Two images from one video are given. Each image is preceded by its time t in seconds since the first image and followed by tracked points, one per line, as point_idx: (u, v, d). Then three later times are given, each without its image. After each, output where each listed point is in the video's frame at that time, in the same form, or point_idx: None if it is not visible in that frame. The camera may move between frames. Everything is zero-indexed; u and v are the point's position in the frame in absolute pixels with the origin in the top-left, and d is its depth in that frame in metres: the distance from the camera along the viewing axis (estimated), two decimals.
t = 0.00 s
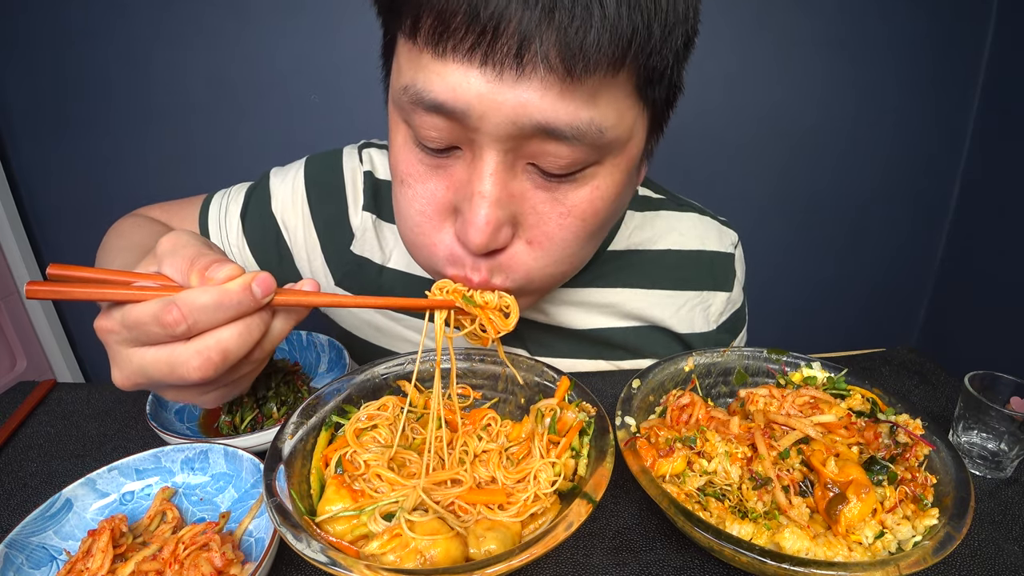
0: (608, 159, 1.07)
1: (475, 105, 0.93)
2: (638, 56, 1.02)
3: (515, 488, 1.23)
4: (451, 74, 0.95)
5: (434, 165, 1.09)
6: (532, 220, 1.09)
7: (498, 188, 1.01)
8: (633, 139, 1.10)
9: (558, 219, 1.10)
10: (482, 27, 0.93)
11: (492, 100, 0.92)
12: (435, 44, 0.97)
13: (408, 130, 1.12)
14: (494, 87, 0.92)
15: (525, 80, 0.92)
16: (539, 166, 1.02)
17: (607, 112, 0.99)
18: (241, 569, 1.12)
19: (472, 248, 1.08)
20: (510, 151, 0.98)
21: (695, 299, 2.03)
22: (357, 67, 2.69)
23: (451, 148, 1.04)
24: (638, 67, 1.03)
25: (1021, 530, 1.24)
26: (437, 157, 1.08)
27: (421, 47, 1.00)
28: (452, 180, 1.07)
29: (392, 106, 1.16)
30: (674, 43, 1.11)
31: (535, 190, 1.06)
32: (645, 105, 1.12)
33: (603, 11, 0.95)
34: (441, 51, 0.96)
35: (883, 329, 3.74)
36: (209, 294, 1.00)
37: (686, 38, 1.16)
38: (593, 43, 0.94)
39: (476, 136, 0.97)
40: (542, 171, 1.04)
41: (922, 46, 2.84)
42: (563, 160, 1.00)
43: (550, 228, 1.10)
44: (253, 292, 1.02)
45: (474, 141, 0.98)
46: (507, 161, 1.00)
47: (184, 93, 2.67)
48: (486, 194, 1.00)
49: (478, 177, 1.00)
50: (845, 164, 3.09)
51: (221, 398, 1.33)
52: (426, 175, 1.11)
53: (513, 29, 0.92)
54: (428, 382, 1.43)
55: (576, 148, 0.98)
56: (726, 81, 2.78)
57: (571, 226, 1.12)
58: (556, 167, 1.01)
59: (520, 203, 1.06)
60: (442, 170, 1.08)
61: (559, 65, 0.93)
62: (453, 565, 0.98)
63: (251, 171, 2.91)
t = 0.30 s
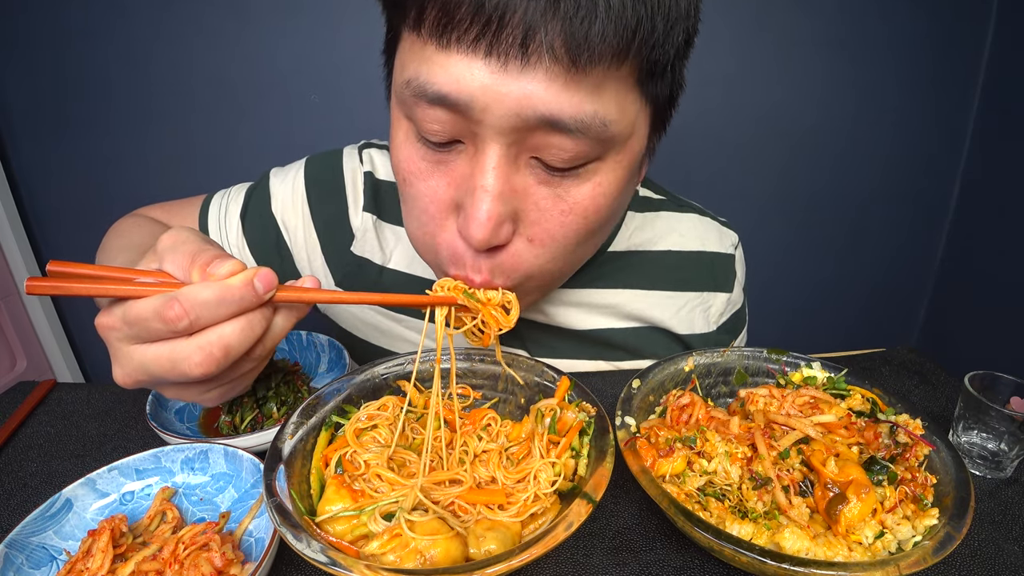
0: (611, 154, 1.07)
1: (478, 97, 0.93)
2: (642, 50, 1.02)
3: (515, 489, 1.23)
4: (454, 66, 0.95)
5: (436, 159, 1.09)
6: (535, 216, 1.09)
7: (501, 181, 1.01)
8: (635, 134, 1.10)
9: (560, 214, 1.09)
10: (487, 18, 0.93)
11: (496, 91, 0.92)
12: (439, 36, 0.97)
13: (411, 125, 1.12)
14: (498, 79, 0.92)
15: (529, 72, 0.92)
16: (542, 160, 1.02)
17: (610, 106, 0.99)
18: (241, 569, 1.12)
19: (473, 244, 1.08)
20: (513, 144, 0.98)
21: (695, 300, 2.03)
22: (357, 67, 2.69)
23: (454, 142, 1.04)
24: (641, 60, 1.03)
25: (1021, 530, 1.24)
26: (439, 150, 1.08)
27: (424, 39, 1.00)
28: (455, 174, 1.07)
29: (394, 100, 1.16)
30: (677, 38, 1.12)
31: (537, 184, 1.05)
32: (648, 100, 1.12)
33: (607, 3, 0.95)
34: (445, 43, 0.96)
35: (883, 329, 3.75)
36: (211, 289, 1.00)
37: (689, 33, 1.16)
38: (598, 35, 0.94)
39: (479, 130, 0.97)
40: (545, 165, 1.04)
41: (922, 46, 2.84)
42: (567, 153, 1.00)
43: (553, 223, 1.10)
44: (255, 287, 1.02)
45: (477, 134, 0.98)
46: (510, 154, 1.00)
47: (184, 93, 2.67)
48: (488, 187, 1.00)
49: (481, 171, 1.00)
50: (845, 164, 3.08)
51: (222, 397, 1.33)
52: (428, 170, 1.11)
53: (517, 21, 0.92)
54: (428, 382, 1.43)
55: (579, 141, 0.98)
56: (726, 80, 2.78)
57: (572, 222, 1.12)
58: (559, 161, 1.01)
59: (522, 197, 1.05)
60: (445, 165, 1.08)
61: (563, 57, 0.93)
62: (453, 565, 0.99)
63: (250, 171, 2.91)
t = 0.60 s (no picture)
0: (612, 156, 1.07)
1: (479, 101, 0.93)
2: (644, 53, 1.02)
3: (515, 488, 1.23)
4: (455, 70, 0.95)
5: (436, 162, 1.09)
6: (537, 218, 1.09)
7: (502, 184, 1.01)
8: (637, 137, 1.10)
9: (562, 217, 1.10)
10: (488, 22, 0.93)
11: (497, 95, 0.92)
12: (439, 39, 0.97)
13: (411, 127, 1.12)
14: (498, 82, 0.92)
15: (530, 76, 0.92)
16: (543, 163, 1.02)
17: (611, 109, 0.99)
18: (241, 569, 1.12)
19: (475, 246, 1.08)
20: (514, 147, 0.98)
21: (695, 301, 2.03)
22: (357, 67, 2.69)
23: (455, 144, 1.04)
24: (643, 64, 1.03)
25: (1021, 530, 1.24)
26: (440, 153, 1.08)
27: (425, 43, 0.99)
28: (455, 177, 1.07)
29: (394, 102, 1.16)
30: (679, 41, 1.12)
31: (539, 187, 1.05)
32: (650, 103, 1.12)
33: (609, 7, 0.95)
34: (446, 46, 0.96)
35: (883, 329, 3.75)
36: (208, 291, 1.00)
37: (691, 35, 1.16)
38: (600, 38, 0.94)
39: (480, 133, 0.97)
40: (546, 168, 1.04)
41: (922, 46, 2.84)
42: (568, 156, 1.00)
43: (554, 226, 1.10)
44: (252, 289, 1.02)
45: (478, 137, 0.98)
46: (511, 157, 1.00)
47: (184, 93, 2.67)
48: (490, 190, 1.00)
49: (482, 173, 1.01)
50: (845, 164, 3.08)
51: (220, 398, 1.33)
52: (429, 172, 1.11)
53: (519, 25, 0.92)
54: (428, 382, 1.43)
55: (580, 144, 0.98)
56: (726, 81, 2.78)
57: (574, 224, 1.12)
58: (560, 164, 1.01)
59: (523, 200, 1.06)
60: (445, 167, 1.08)
61: (565, 61, 0.93)
62: (453, 565, 0.99)
63: (250, 171, 2.91)
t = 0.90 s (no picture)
0: (619, 163, 1.08)
1: (489, 108, 0.93)
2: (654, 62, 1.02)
3: (515, 488, 1.23)
4: (464, 77, 0.94)
5: (443, 167, 1.09)
6: (543, 223, 1.09)
7: (509, 192, 1.01)
8: (644, 143, 1.10)
9: (568, 223, 1.10)
10: (500, 30, 0.92)
11: (507, 102, 0.92)
12: (450, 46, 0.96)
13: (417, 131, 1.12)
14: (508, 90, 0.92)
15: (540, 84, 0.92)
16: (551, 169, 1.02)
17: (620, 118, 0.99)
18: (241, 569, 1.12)
19: (481, 251, 1.08)
20: (522, 154, 0.98)
21: (695, 302, 2.03)
22: (357, 67, 2.69)
23: (462, 150, 1.04)
24: (653, 72, 1.03)
25: (1021, 530, 1.24)
26: (447, 158, 1.08)
27: (434, 48, 0.99)
28: (462, 182, 1.07)
29: (400, 105, 1.16)
30: (689, 48, 1.11)
31: (546, 193, 1.06)
32: (658, 109, 1.12)
33: (622, 16, 0.95)
34: (456, 53, 0.96)
35: (883, 329, 3.75)
36: (210, 291, 1.00)
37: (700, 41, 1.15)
38: (611, 48, 0.93)
39: (488, 139, 0.97)
40: (554, 174, 1.04)
41: (922, 46, 2.84)
42: (576, 164, 1.00)
43: (561, 232, 1.11)
44: (254, 289, 1.02)
45: (486, 144, 0.98)
46: (519, 164, 1.00)
47: (184, 93, 2.67)
48: (497, 197, 1.00)
49: (490, 180, 1.00)
50: (845, 164, 3.08)
51: (222, 399, 1.33)
52: (435, 177, 1.11)
53: (530, 34, 0.91)
54: (428, 382, 1.43)
55: (588, 152, 0.98)
56: (726, 80, 2.78)
57: (580, 231, 1.12)
58: (568, 171, 1.01)
59: (530, 206, 1.06)
60: (452, 172, 1.08)
61: (576, 70, 0.93)
62: (453, 565, 0.99)
63: (250, 171, 2.91)
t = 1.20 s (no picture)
0: (626, 165, 1.09)
1: (499, 107, 0.92)
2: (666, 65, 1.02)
3: (515, 488, 1.23)
4: (475, 75, 0.94)
5: (450, 165, 1.08)
6: (549, 224, 1.10)
7: (517, 192, 1.01)
8: (650, 146, 1.11)
9: (574, 224, 1.11)
10: (513, 28, 0.91)
11: (518, 102, 0.92)
12: (462, 43, 0.96)
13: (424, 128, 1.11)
14: (519, 89, 0.92)
15: (552, 84, 0.92)
16: (559, 170, 1.03)
17: (629, 120, 1.00)
18: (241, 569, 1.12)
19: (486, 251, 1.08)
20: (531, 154, 0.98)
21: (695, 302, 2.03)
22: (357, 67, 2.69)
23: (470, 148, 1.03)
24: (664, 75, 1.04)
25: (1021, 530, 1.24)
26: (454, 157, 1.07)
27: (445, 45, 0.99)
28: (469, 181, 1.06)
29: (407, 101, 1.15)
30: (698, 53, 1.12)
31: (553, 193, 1.06)
32: (665, 113, 1.13)
33: (636, 19, 0.95)
34: (467, 50, 0.95)
35: (883, 329, 3.75)
36: (206, 293, 1.00)
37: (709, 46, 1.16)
38: (624, 51, 0.94)
39: (497, 139, 0.97)
40: (561, 175, 1.05)
41: (922, 46, 2.84)
42: (584, 164, 1.01)
43: (567, 233, 1.11)
44: (251, 291, 1.02)
45: (495, 143, 0.98)
46: (528, 164, 1.00)
47: (184, 93, 2.67)
48: (505, 197, 1.00)
49: (498, 180, 1.00)
50: (844, 164, 3.09)
51: (220, 400, 1.33)
52: (441, 175, 1.10)
53: (544, 33, 0.90)
54: (428, 382, 1.43)
55: (597, 153, 0.99)
56: (726, 80, 2.78)
57: (585, 231, 1.13)
58: (576, 171, 1.02)
59: (537, 207, 1.06)
60: (459, 171, 1.08)
61: (589, 71, 0.93)
62: (453, 565, 0.99)
63: (250, 172, 2.91)
